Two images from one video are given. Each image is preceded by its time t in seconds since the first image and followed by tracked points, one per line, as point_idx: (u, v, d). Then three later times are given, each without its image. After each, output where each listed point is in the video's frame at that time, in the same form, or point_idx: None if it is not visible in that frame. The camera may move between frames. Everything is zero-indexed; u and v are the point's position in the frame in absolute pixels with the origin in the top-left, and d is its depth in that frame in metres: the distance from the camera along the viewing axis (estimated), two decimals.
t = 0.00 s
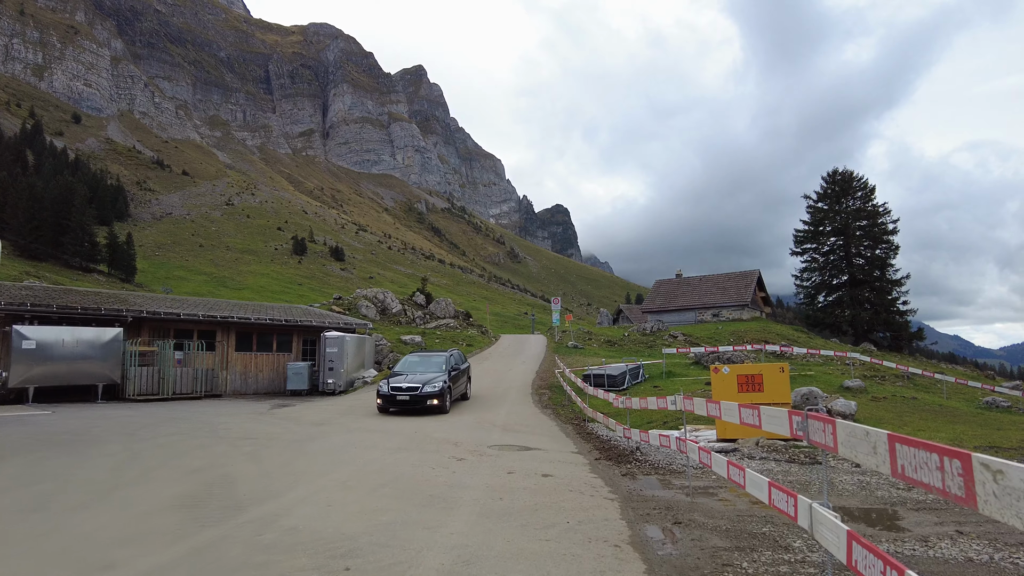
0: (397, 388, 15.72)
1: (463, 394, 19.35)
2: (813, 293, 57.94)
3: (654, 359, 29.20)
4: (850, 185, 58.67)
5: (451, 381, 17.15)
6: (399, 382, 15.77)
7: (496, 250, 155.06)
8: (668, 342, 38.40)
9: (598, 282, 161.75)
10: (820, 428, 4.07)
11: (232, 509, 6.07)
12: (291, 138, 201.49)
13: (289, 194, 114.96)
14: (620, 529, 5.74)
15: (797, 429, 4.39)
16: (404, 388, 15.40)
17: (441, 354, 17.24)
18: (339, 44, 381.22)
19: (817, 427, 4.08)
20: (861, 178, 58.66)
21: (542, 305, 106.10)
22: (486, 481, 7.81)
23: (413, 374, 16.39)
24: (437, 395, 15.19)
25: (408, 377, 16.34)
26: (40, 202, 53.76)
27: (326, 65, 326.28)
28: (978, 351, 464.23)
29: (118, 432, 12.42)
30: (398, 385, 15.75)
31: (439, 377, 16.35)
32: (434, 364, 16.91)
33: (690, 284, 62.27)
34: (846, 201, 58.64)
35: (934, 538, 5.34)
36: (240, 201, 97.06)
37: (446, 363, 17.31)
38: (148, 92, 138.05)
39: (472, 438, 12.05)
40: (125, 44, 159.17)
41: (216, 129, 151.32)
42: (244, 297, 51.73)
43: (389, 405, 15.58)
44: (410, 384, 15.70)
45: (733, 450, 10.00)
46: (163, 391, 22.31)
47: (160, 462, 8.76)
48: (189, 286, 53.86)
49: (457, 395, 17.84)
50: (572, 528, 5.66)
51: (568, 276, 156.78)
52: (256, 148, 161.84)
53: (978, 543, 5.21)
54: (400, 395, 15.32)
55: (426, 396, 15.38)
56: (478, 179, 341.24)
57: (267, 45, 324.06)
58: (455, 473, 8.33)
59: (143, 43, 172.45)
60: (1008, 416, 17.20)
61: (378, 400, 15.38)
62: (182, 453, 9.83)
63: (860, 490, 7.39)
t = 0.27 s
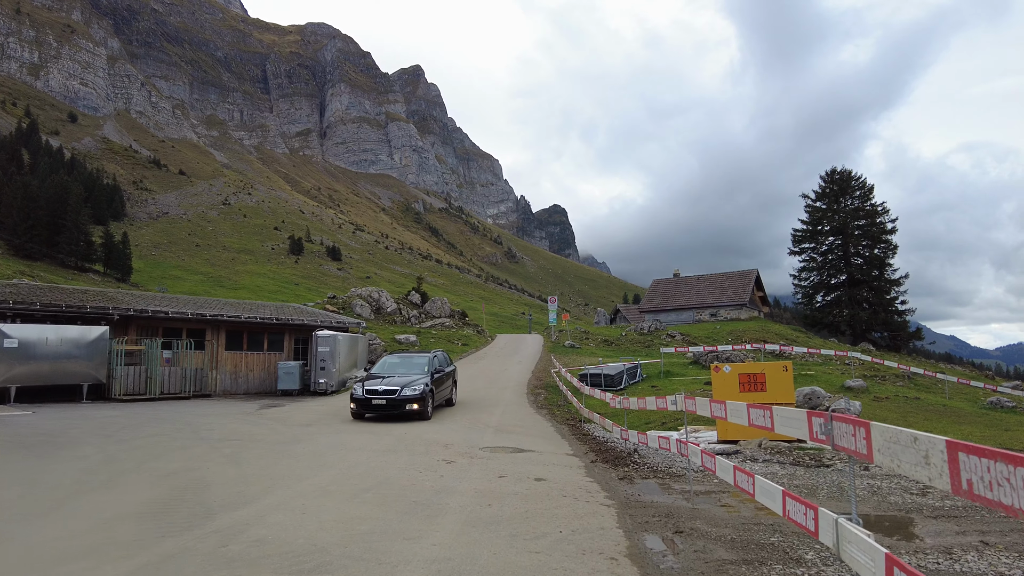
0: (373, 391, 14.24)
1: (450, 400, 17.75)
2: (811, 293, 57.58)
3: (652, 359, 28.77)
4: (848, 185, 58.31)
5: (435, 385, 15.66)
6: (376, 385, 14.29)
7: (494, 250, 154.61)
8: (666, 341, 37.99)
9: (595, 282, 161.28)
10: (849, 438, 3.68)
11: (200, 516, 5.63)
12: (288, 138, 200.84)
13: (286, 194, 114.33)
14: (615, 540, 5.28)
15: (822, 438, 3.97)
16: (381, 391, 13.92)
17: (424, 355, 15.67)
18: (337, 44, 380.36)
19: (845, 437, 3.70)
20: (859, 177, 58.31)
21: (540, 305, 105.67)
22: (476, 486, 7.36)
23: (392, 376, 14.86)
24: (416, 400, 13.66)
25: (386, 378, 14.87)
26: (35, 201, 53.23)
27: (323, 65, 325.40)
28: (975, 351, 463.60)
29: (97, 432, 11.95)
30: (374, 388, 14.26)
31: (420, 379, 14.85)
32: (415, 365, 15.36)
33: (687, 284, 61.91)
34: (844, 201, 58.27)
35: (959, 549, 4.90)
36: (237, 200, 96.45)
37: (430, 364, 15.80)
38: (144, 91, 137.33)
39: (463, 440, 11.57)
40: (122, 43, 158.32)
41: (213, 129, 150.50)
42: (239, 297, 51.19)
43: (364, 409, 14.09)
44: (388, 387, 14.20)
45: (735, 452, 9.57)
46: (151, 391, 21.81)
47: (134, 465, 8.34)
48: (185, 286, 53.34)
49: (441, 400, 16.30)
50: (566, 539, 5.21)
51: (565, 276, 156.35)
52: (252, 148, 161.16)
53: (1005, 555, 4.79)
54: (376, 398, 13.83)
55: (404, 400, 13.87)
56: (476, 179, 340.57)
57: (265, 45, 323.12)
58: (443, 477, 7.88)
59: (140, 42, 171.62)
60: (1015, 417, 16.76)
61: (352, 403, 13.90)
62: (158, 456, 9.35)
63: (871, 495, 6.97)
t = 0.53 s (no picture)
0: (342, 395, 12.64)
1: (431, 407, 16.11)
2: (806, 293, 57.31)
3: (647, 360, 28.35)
4: (844, 184, 58.04)
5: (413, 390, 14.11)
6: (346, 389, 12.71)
7: (488, 251, 154.15)
8: (661, 342, 37.58)
9: (590, 282, 160.98)
10: (894, 451, 3.21)
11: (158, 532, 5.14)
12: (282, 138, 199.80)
13: (280, 194, 113.42)
14: (612, 557, 4.82)
15: (865, 456, 3.46)
16: (351, 395, 12.35)
17: (400, 357, 14.14)
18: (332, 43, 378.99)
19: (890, 449, 3.23)
20: (855, 177, 58.07)
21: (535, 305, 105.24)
22: (461, 496, 6.88)
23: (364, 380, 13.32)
24: (390, 406, 12.15)
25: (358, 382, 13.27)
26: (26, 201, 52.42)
27: (318, 65, 324.19)
28: (967, 351, 464.57)
29: (69, 436, 11.40)
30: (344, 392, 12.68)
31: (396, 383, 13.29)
32: (390, 368, 13.84)
33: (682, 284, 61.61)
34: (839, 201, 58.00)
35: (989, 569, 4.46)
36: (230, 200, 95.59)
37: (408, 367, 14.26)
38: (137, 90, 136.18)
39: (452, 444, 11.05)
40: (115, 42, 157.07)
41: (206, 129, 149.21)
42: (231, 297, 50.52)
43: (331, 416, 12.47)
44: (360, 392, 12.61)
45: (737, 456, 9.13)
46: (134, 393, 21.18)
47: (100, 472, 7.85)
48: (176, 286, 52.60)
49: (420, 407, 14.72)
50: (559, 558, 4.76)
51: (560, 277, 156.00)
52: (246, 148, 160.15)
53: None
54: (344, 404, 12.25)
55: (377, 406, 12.32)
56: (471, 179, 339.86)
57: (259, 44, 321.59)
58: (428, 485, 7.39)
59: (132, 41, 170.30)
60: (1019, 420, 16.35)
61: (318, 409, 12.30)
62: (129, 461, 8.83)
63: (883, 504, 6.55)
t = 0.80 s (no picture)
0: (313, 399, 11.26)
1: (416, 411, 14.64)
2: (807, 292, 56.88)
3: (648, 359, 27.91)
4: (844, 183, 57.58)
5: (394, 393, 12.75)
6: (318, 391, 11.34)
7: (487, 250, 153.73)
8: (661, 341, 37.16)
9: (590, 282, 160.58)
10: (985, 461, 2.62)
11: (121, 543, 4.69)
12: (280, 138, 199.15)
13: (279, 194, 112.80)
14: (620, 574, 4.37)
15: (942, 469, 2.87)
16: (322, 398, 10.96)
17: (380, 357, 12.80)
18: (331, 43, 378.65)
19: (978, 458, 2.64)
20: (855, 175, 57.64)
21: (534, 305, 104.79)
22: (455, 502, 6.41)
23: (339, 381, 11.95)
24: (365, 411, 10.74)
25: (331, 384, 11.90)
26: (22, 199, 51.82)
27: (317, 64, 323.46)
28: (966, 351, 464.27)
29: (48, 437, 10.92)
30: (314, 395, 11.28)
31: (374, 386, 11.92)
32: (369, 368, 12.49)
33: (681, 283, 61.18)
34: (840, 200, 57.57)
35: None
36: (229, 199, 95.03)
37: (389, 368, 12.90)
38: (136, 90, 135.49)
39: (447, 446, 10.56)
40: (113, 41, 156.28)
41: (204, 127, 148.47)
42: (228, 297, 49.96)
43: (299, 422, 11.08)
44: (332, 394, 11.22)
45: (746, 459, 8.68)
46: (123, 392, 20.68)
47: (72, 476, 7.38)
48: (173, 285, 52.06)
49: (402, 412, 13.32)
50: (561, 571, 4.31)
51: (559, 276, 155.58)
52: (245, 147, 159.52)
53: None
54: (314, 408, 10.86)
55: (351, 412, 10.90)
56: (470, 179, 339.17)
57: (258, 44, 320.61)
58: (421, 491, 6.92)
59: (130, 40, 169.51)
60: None
61: (284, 414, 10.91)
62: (106, 463, 8.36)
63: (907, 512, 6.10)
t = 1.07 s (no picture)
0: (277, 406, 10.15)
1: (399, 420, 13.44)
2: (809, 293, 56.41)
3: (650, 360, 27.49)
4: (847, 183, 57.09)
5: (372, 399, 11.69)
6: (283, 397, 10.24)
7: (488, 251, 153.42)
8: (663, 341, 36.70)
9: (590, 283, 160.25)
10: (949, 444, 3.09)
11: (80, 565, 4.25)
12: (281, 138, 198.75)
13: (280, 194, 112.51)
14: None
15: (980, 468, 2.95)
16: (285, 406, 9.85)
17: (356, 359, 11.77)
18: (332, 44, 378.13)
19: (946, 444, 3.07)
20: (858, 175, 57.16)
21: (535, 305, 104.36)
22: (451, 514, 5.96)
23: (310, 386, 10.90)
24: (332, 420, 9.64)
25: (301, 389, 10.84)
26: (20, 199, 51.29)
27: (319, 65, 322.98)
28: (967, 352, 463.95)
29: (26, 441, 10.43)
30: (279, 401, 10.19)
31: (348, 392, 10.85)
32: (343, 372, 11.46)
33: (683, 283, 60.72)
34: (843, 200, 57.08)
35: None
36: (229, 199, 94.56)
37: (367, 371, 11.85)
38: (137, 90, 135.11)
39: (442, 451, 10.07)
40: (114, 41, 155.87)
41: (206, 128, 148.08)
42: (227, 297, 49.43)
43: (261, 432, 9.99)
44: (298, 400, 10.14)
45: (758, 466, 8.20)
46: (113, 393, 20.18)
47: (41, 486, 6.90)
48: (172, 285, 51.58)
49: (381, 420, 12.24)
50: None
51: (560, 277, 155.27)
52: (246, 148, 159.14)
53: None
54: (276, 417, 9.76)
55: (318, 421, 9.81)
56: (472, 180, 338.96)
57: (259, 45, 320.00)
58: (413, 502, 6.46)
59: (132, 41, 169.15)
60: None
61: (244, 423, 9.82)
62: (81, 470, 7.88)
63: (936, 526, 5.64)
